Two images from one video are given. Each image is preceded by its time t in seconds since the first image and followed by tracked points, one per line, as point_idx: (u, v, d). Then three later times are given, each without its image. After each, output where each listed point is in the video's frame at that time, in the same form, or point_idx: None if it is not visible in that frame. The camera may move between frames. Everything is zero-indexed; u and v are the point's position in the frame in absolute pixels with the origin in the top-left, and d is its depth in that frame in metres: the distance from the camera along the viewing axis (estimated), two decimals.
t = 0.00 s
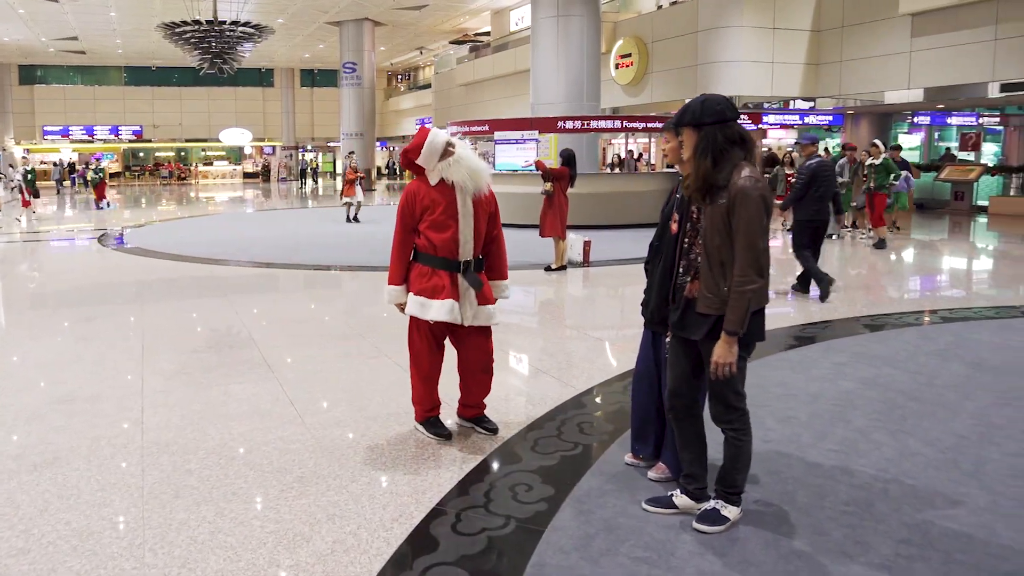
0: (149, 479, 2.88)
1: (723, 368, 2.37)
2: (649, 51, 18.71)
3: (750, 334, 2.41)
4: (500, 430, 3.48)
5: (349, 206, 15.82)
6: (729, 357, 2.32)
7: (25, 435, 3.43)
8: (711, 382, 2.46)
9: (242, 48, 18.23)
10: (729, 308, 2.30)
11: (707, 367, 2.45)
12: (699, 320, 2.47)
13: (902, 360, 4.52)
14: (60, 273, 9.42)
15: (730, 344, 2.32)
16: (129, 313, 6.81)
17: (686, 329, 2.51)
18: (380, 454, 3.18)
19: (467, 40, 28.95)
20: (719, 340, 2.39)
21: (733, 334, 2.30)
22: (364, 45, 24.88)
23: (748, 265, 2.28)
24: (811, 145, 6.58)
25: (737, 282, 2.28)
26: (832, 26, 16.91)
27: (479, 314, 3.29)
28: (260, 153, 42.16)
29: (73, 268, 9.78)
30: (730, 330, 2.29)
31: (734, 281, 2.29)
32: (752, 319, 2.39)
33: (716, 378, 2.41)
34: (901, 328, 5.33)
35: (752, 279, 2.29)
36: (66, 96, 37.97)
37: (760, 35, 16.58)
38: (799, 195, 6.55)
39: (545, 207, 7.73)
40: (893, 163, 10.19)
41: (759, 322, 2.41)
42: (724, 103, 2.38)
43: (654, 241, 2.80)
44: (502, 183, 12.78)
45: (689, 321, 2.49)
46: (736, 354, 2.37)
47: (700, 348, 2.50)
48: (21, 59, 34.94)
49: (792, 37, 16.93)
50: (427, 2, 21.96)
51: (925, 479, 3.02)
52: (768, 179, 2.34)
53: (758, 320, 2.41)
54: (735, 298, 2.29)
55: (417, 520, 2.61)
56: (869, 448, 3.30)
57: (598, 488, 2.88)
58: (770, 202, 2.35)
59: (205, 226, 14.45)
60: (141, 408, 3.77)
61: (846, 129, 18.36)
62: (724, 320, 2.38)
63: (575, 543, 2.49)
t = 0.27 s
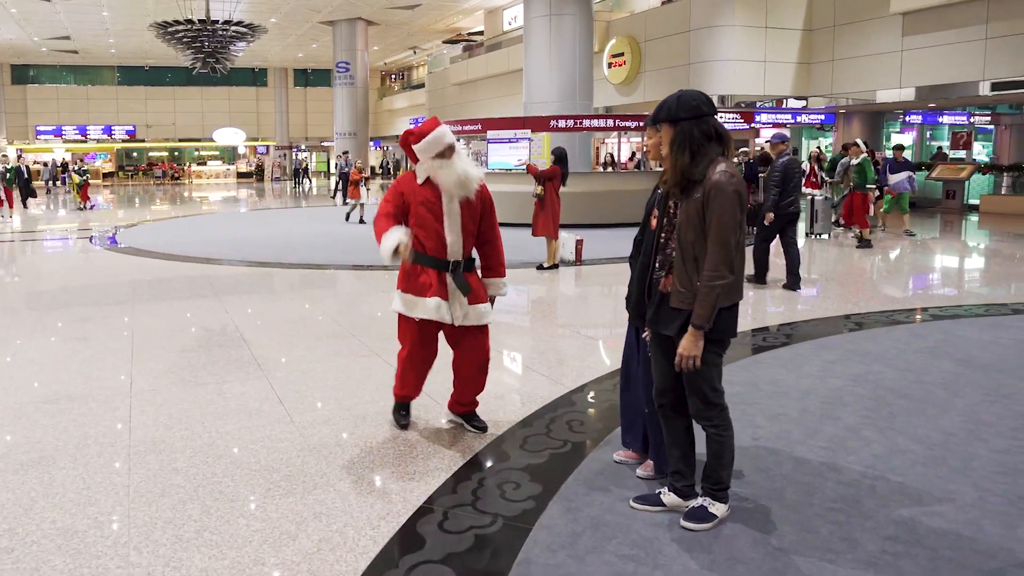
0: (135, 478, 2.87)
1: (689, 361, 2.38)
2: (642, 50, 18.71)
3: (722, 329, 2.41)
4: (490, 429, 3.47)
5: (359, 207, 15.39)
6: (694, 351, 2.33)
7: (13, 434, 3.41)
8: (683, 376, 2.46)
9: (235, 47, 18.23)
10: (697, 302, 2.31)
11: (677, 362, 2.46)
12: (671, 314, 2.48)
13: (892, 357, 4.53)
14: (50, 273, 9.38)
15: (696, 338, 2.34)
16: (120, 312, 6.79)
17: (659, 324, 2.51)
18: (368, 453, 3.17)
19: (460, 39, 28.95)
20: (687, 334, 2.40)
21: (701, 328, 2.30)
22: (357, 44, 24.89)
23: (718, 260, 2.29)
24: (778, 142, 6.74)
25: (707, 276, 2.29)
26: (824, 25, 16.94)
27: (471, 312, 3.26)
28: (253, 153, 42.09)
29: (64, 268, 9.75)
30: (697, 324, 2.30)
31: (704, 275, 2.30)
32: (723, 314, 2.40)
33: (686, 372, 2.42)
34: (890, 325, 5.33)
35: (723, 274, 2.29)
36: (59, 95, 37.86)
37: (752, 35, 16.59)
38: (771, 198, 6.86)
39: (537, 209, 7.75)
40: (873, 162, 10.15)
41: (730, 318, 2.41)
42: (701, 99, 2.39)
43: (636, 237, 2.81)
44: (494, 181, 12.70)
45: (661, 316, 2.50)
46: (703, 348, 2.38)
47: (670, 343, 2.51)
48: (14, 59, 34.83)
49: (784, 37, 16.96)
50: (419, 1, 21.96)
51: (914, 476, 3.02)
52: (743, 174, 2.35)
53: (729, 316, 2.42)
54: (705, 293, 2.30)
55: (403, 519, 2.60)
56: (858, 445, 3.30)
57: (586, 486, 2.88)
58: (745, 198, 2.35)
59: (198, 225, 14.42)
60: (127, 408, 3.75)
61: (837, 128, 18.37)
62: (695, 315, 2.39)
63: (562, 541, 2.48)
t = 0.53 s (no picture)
0: (120, 476, 2.84)
1: (667, 356, 2.38)
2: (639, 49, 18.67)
3: (702, 324, 2.41)
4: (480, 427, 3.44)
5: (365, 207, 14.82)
6: (673, 347, 2.34)
7: None
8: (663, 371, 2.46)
9: (232, 45, 18.23)
10: (676, 297, 2.31)
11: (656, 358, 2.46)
12: (652, 310, 2.49)
13: (887, 355, 4.50)
14: (43, 272, 9.35)
15: (675, 332, 2.34)
16: (111, 311, 6.75)
17: (640, 319, 2.52)
18: (355, 451, 3.14)
19: (458, 38, 28.89)
20: (667, 329, 2.40)
21: (679, 324, 2.31)
22: (355, 43, 24.86)
23: (697, 255, 2.28)
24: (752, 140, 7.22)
25: (685, 270, 2.29)
26: (822, 24, 16.91)
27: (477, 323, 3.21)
28: (253, 152, 42.08)
29: (58, 267, 9.70)
30: (676, 320, 2.30)
31: (683, 270, 2.30)
32: (704, 310, 2.39)
33: (666, 367, 2.42)
34: (886, 323, 5.29)
35: (702, 268, 2.29)
36: (59, 95, 37.85)
37: (750, 34, 16.56)
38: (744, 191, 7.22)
39: (534, 212, 7.72)
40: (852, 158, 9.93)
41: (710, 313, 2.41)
42: (683, 91, 2.39)
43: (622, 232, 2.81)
44: (492, 179, 12.67)
45: (643, 311, 2.51)
46: (683, 343, 2.38)
47: (651, 339, 2.51)
48: (13, 58, 34.82)
49: (783, 36, 16.93)
50: None
51: (906, 474, 3.00)
52: (724, 168, 2.34)
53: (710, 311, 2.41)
54: (683, 287, 2.30)
55: (390, 517, 2.58)
56: (851, 443, 3.28)
57: (576, 484, 2.85)
58: (726, 191, 2.34)
59: (195, 224, 14.39)
60: (115, 406, 3.72)
61: (836, 127, 18.35)
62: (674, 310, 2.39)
63: (549, 540, 2.46)
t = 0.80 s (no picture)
0: (100, 476, 2.81)
1: (648, 355, 2.38)
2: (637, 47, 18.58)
3: (682, 322, 2.40)
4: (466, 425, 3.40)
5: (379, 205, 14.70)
6: (654, 345, 2.33)
7: None
8: (642, 370, 2.45)
9: (229, 44, 18.25)
10: (658, 296, 2.29)
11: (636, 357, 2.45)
12: (634, 307, 2.47)
13: (881, 353, 4.45)
14: (34, 270, 9.34)
15: (657, 332, 2.33)
16: (101, 309, 6.72)
17: (624, 316, 2.50)
18: (339, 450, 3.10)
19: (457, 36, 28.85)
20: (648, 327, 2.39)
21: (661, 323, 2.29)
22: (353, 41, 24.84)
23: (680, 252, 2.27)
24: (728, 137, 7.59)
25: (668, 269, 2.27)
26: (820, 22, 16.85)
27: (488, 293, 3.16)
28: (251, 151, 41.96)
29: (46, 266, 9.63)
30: (657, 319, 2.29)
31: (666, 268, 2.28)
32: (685, 307, 2.38)
33: (648, 366, 2.40)
34: (881, 321, 5.24)
35: (684, 267, 2.27)
36: (57, 93, 37.91)
37: (747, 32, 16.50)
38: (726, 191, 7.62)
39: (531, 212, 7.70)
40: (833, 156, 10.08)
41: (692, 311, 2.40)
42: (670, 84, 2.36)
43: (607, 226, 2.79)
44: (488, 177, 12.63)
45: (628, 307, 2.49)
46: (663, 342, 2.37)
47: (632, 337, 2.50)
48: (10, 57, 34.81)
49: (780, 34, 16.88)
50: None
51: (897, 474, 2.95)
52: (708, 163, 2.32)
53: (692, 309, 2.40)
54: (666, 286, 2.28)
55: (371, 517, 2.54)
56: (841, 443, 3.23)
57: (559, 483, 2.81)
58: (709, 187, 2.32)
59: (190, 223, 14.38)
60: (98, 405, 3.67)
61: (833, 126, 18.12)
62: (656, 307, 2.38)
63: (531, 540, 2.42)
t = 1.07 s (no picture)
0: (71, 478, 2.76)
1: (627, 355, 2.32)
2: (634, 45, 18.50)
3: (662, 321, 2.35)
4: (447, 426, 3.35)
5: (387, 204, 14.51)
6: (633, 345, 2.27)
7: None
8: (619, 369, 2.39)
9: (224, 41, 18.29)
10: (637, 293, 2.23)
11: (615, 356, 2.39)
12: (614, 304, 2.42)
13: (874, 353, 4.38)
14: (22, 269, 9.30)
15: (636, 331, 2.27)
16: (85, 309, 6.67)
17: (606, 313, 2.45)
18: (317, 452, 3.04)
19: (455, 34, 28.83)
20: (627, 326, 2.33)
21: (640, 321, 2.24)
22: (351, 40, 24.82)
23: (658, 249, 2.21)
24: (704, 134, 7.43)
25: (645, 266, 2.21)
26: (817, 20, 16.76)
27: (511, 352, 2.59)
28: (249, 151, 41.92)
29: (35, 266, 9.59)
30: (636, 318, 2.23)
31: (644, 265, 2.22)
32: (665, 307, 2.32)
33: (626, 366, 2.35)
34: (874, 321, 5.17)
35: (663, 264, 2.21)
36: (56, 92, 37.94)
37: (745, 31, 16.43)
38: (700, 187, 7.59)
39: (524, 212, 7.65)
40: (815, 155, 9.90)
41: (673, 310, 2.34)
42: (660, 76, 2.30)
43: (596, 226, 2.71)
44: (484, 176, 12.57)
45: (609, 304, 2.43)
46: (643, 342, 2.31)
47: (613, 336, 2.44)
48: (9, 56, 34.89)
49: (779, 32, 16.80)
50: None
51: (884, 476, 2.90)
52: (690, 158, 2.26)
53: (673, 309, 2.33)
54: (643, 282, 2.22)
55: (344, 521, 2.49)
56: (830, 444, 3.17)
57: (539, 488, 2.76)
58: (690, 183, 2.26)
59: (185, 223, 14.34)
60: (73, 406, 3.62)
61: (831, 124, 17.91)
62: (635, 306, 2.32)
63: (509, 548, 2.35)
